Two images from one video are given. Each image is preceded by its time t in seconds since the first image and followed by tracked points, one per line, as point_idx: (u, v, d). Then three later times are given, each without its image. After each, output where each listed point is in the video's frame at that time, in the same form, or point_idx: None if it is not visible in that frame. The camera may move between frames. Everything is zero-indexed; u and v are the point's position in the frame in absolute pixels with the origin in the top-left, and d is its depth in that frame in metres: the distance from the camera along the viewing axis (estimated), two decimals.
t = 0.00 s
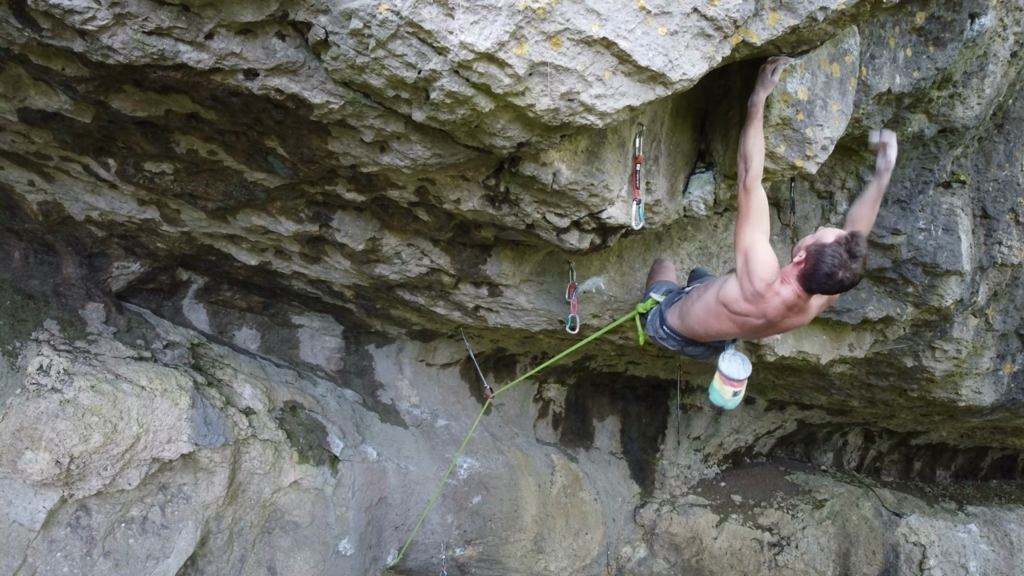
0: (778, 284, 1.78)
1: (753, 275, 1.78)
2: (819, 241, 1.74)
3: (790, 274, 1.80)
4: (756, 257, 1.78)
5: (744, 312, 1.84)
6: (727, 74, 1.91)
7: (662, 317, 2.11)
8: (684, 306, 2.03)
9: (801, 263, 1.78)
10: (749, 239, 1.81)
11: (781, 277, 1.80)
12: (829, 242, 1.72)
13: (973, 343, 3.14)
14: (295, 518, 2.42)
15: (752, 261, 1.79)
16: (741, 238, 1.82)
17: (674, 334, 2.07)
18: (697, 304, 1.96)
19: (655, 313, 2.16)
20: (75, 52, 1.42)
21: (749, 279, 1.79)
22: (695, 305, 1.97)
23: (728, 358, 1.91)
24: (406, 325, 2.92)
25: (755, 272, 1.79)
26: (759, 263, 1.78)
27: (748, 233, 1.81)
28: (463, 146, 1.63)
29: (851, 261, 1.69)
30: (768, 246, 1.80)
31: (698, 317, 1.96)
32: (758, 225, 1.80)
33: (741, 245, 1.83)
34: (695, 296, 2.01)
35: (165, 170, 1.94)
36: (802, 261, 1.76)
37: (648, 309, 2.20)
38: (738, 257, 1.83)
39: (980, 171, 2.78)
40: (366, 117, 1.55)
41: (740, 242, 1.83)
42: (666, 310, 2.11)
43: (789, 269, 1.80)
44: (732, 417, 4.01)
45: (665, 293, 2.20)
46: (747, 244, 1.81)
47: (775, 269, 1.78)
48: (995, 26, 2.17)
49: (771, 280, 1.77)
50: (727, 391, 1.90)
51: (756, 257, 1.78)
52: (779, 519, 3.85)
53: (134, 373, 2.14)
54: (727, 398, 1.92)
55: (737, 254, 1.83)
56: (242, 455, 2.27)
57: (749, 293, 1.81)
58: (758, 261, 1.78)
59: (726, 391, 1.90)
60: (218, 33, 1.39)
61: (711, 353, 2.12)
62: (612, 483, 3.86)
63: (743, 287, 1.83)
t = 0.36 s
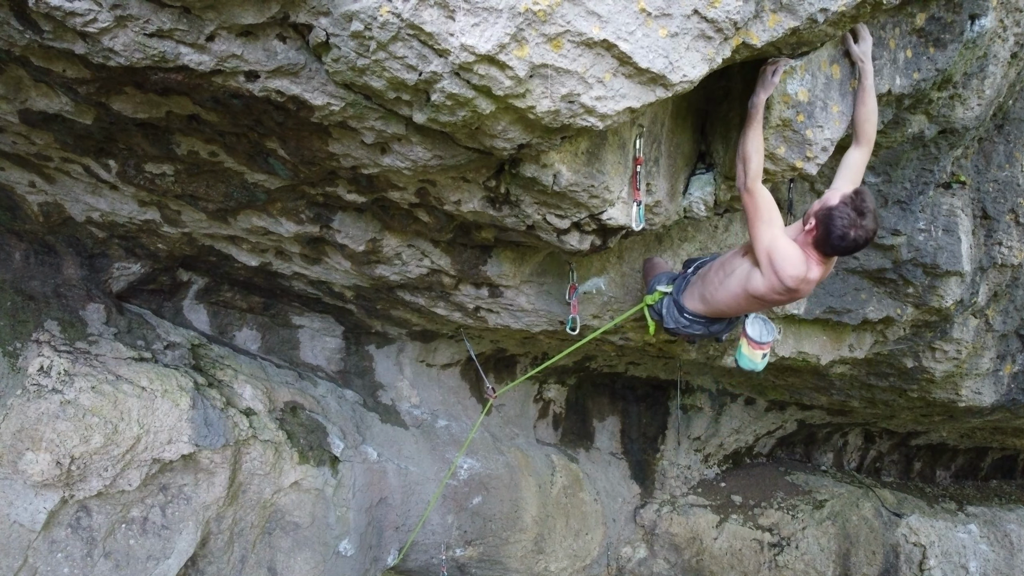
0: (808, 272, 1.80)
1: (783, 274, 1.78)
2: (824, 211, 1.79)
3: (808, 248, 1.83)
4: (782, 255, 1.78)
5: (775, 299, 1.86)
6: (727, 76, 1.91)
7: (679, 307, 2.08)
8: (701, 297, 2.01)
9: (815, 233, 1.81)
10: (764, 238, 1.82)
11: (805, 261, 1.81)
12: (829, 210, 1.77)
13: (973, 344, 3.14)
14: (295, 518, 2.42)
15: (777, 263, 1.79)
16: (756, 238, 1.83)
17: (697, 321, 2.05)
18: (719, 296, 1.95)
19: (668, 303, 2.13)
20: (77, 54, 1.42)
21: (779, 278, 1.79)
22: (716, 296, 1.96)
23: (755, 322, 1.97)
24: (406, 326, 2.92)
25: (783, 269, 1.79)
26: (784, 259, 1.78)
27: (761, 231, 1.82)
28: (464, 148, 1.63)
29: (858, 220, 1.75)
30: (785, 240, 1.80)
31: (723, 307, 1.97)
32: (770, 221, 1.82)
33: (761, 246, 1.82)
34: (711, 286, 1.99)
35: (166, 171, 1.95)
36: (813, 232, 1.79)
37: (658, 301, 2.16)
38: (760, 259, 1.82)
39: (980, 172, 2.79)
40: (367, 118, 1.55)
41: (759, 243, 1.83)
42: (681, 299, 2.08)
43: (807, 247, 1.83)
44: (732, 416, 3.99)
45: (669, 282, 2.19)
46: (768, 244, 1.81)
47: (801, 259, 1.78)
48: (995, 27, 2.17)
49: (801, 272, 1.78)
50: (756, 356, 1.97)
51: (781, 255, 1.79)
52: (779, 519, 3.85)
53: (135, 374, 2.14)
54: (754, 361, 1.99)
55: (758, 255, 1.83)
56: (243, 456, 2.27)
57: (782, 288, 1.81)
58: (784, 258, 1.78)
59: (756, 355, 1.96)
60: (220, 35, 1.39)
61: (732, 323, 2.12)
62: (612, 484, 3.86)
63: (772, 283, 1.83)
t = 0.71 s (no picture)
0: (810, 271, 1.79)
1: (786, 276, 1.78)
2: (807, 196, 1.78)
3: (807, 244, 1.83)
4: (785, 259, 1.78)
5: (779, 298, 1.87)
6: (728, 77, 1.91)
7: (683, 304, 2.08)
8: (705, 294, 2.01)
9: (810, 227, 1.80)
10: (767, 241, 1.80)
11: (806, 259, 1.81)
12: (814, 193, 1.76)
13: (974, 345, 3.14)
14: (296, 519, 2.42)
15: (779, 266, 1.78)
16: (758, 242, 1.82)
17: (701, 316, 2.05)
18: (723, 295, 1.96)
19: (670, 300, 2.14)
20: (78, 56, 1.42)
21: (782, 280, 1.79)
22: (720, 294, 1.97)
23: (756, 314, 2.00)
24: (406, 326, 2.92)
25: (787, 273, 1.78)
26: (785, 261, 1.78)
27: (763, 235, 1.81)
28: (465, 150, 1.63)
29: (847, 200, 1.75)
30: (787, 241, 1.80)
31: (728, 304, 1.98)
32: (772, 224, 1.81)
33: (763, 248, 1.81)
34: (714, 284, 1.99)
35: (167, 173, 1.95)
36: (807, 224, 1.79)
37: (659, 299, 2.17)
38: (762, 261, 1.82)
39: (981, 173, 2.79)
40: (368, 121, 1.55)
41: (761, 246, 1.82)
42: (684, 296, 2.08)
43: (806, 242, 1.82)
44: (733, 417, 3.99)
45: (668, 280, 2.18)
46: (771, 246, 1.80)
47: (801, 258, 1.78)
48: (995, 29, 2.17)
49: (803, 273, 1.78)
50: (754, 348, 2.01)
51: (783, 259, 1.78)
52: (779, 519, 3.85)
53: (135, 375, 2.14)
54: (752, 355, 2.02)
55: (760, 257, 1.82)
56: (243, 457, 2.27)
57: (785, 289, 1.81)
58: (787, 261, 1.78)
59: (755, 347, 2.00)
60: (221, 37, 1.39)
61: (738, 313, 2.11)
62: (612, 484, 3.87)
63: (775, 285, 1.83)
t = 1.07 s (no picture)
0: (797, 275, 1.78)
1: (773, 279, 1.77)
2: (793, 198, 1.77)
3: (799, 248, 1.81)
4: (772, 262, 1.77)
5: (770, 301, 1.85)
6: (729, 79, 1.91)
7: (685, 303, 2.07)
8: (705, 296, 2.01)
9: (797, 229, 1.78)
10: (756, 243, 1.80)
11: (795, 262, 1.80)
12: (798, 194, 1.76)
13: (974, 345, 3.14)
14: (296, 520, 2.42)
15: (767, 268, 1.78)
16: (749, 243, 1.82)
17: (701, 317, 2.04)
18: (719, 297, 1.96)
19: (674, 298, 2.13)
20: (78, 58, 1.42)
21: (770, 282, 1.79)
22: (717, 296, 1.96)
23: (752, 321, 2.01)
24: (407, 327, 2.92)
25: (774, 275, 1.78)
26: (771, 264, 1.77)
27: (754, 235, 1.81)
28: (466, 152, 1.63)
29: (831, 201, 1.73)
30: (777, 244, 1.79)
31: (724, 307, 1.97)
32: (762, 225, 1.80)
33: (752, 250, 1.81)
34: (712, 286, 1.99)
35: (167, 174, 1.95)
36: (794, 227, 1.78)
37: (664, 297, 2.17)
38: (752, 263, 1.81)
39: (981, 173, 2.79)
40: (368, 122, 1.55)
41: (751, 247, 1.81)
42: (688, 294, 2.08)
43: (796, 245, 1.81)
44: (733, 417, 3.99)
45: (676, 279, 2.18)
46: (760, 248, 1.80)
47: (788, 260, 1.77)
48: (996, 30, 2.17)
49: (790, 277, 1.77)
50: (743, 355, 2.01)
51: (770, 261, 1.77)
52: (780, 520, 3.85)
53: (136, 376, 2.14)
54: (741, 361, 2.03)
55: (749, 259, 1.82)
56: (244, 458, 2.27)
57: (774, 292, 1.81)
58: (774, 264, 1.77)
59: (745, 353, 2.00)
60: (221, 40, 1.39)
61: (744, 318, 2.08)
62: (612, 485, 3.87)
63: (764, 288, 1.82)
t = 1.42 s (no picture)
0: (790, 275, 1.77)
1: (764, 278, 1.78)
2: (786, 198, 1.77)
3: (797, 249, 1.80)
4: (762, 262, 1.78)
5: (770, 305, 1.84)
6: (729, 80, 1.91)
7: (709, 312, 2.04)
8: (726, 306, 1.99)
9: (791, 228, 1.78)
10: (750, 243, 1.81)
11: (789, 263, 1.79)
12: (789, 193, 1.76)
13: (974, 346, 3.14)
14: (296, 521, 2.42)
15: (758, 268, 1.79)
16: (744, 244, 1.83)
17: (724, 329, 2.00)
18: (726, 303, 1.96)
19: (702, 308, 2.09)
20: (77, 60, 1.42)
21: (761, 282, 1.79)
22: (731, 304, 1.95)
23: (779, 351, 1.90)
24: (406, 328, 2.91)
25: (766, 275, 1.78)
26: (762, 264, 1.78)
27: (748, 236, 1.82)
28: (466, 153, 1.63)
29: (825, 198, 1.71)
30: (769, 244, 1.80)
31: (734, 314, 1.96)
32: (755, 225, 1.81)
33: (746, 250, 1.83)
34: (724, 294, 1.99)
35: (167, 175, 1.94)
36: (788, 226, 1.78)
37: (695, 306, 2.12)
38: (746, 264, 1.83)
39: (981, 174, 2.78)
40: (368, 124, 1.55)
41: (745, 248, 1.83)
42: (714, 304, 2.04)
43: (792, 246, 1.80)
44: (733, 418, 3.98)
45: (712, 290, 2.13)
46: (752, 247, 1.81)
47: (778, 260, 1.77)
48: (996, 31, 2.17)
49: (781, 276, 1.76)
50: (772, 389, 1.88)
51: (761, 261, 1.78)
52: (780, 520, 3.85)
53: (135, 377, 2.14)
54: (774, 397, 1.89)
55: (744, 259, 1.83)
56: (243, 459, 2.27)
57: (767, 293, 1.80)
58: (764, 263, 1.78)
59: (774, 387, 1.87)
60: (221, 41, 1.39)
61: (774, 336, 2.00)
62: (612, 486, 3.87)
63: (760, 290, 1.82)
